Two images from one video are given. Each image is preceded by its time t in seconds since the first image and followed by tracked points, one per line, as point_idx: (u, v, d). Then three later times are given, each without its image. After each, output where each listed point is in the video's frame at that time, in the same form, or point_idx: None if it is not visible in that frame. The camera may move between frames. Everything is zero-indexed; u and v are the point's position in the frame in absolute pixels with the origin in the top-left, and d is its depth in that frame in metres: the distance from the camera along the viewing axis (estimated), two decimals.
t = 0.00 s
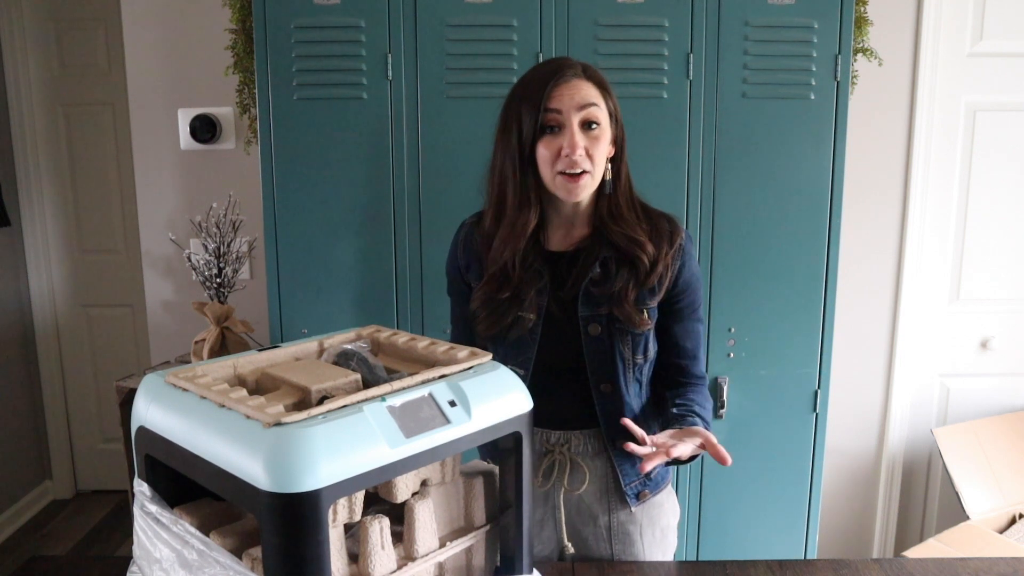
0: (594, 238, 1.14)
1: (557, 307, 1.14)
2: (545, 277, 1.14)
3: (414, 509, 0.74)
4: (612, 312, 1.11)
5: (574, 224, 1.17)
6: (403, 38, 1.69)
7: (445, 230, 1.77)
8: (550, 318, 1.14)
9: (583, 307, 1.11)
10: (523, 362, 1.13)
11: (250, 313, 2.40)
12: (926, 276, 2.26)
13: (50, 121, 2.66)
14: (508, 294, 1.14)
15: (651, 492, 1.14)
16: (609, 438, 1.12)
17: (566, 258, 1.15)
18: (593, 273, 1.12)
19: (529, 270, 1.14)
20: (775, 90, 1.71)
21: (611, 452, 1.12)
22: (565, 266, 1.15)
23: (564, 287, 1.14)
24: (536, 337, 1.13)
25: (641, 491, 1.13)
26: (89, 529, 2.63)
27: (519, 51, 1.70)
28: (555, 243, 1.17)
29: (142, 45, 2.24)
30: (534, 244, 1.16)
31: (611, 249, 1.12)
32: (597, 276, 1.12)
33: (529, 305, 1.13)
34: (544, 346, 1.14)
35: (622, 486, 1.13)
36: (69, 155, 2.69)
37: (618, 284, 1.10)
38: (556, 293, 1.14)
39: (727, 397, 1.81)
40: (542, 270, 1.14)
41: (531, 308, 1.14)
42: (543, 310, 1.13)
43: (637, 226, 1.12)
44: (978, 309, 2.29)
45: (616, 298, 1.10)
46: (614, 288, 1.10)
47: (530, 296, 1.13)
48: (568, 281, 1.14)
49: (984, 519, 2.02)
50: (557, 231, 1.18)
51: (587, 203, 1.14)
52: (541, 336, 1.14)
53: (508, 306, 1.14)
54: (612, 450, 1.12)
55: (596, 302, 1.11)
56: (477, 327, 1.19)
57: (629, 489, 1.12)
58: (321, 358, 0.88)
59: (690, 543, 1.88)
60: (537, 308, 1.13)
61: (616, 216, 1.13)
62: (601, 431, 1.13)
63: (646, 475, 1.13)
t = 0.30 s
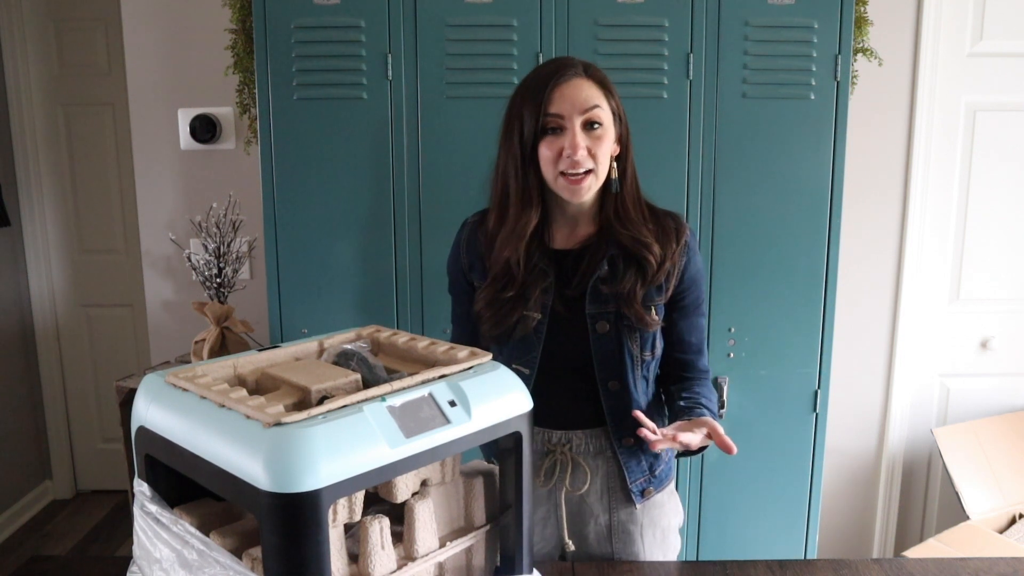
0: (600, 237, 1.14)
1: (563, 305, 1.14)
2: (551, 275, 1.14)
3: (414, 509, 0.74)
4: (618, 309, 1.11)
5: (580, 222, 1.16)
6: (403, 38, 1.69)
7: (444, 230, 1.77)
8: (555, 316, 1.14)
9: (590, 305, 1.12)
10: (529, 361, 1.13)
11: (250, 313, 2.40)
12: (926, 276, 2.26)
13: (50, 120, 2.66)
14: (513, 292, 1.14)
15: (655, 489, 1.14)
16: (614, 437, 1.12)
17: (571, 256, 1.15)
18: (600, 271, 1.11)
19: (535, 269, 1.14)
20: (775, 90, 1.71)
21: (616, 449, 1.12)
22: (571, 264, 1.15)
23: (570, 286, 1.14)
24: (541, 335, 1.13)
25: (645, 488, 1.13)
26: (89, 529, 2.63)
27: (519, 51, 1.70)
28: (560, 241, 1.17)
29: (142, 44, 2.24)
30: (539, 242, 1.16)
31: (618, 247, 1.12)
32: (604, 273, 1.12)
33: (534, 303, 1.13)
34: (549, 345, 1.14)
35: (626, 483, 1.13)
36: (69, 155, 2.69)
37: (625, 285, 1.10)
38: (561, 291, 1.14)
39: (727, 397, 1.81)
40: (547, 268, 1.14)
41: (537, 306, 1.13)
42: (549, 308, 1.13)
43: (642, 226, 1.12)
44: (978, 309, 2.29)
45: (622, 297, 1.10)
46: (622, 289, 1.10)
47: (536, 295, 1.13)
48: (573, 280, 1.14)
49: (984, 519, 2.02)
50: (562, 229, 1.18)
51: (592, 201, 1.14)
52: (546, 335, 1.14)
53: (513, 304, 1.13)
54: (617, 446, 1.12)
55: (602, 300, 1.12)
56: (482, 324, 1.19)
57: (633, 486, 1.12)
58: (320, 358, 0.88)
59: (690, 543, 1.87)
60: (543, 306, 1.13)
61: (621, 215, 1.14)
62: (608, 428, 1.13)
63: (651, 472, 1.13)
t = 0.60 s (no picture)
0: (599, 236, 1.14)
1: (562, 303, 1.14)
2: (549, 273, 1.14)
3: (414, 509, 0.74)
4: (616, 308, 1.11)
5: (579, 220, 1.16)
6: (403, 38, 1.69)
7: (445, 230, 1.77)
8: (554, 315, 1.14)
9: (587, 304, 1.12)
10: (529, 360, 1.13)
11: (250, 313, 2.40)
12: (926, 276, 2.26)
13: (50, 120, 2.66)
14: (511, 291, 1.14)
15: (654, 488, 1.14)
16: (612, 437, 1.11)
17: (570, 254, 1.15)
18: (597, 269, 1.12)
19: (534, 268, 1.15)
20: (775, 90, 1.71)
21: (614, 449, 1.12)
22: (570, 263, 1.15)
23: (568, 284, 1.14)
24: (540, 334, 1.13)
25: (643, 488, 1.13)
26: (89, 529, 2.63)
27: (519, 51, 1.70)
28: (559, 239, 1.18)
29: (142, 45, 2.24)
30: (538, 240, 1.16)
31: (616, 245, 1.12)
32: (602, 272, 1.12)
33: (533, 301, 1.13)
34: (548, 343, 1.14)
35: (624, 482, 1.13)
36: (69, 155, 2.69)
37: (620, 285, 1.10)
38: (560, 290, 1.14)
39: (727, 397, 1.81)
40: (546, 266, 1.15)
41: (536, 304, 1.13)
42: (548, 306, 1.13)
43: (641, 225, 1.12)
44: (978, 309, 2.29)
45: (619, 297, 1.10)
46: (618, 288, 1.10)
47: (534, 293, 1.13)
48: (572, 278, 1.14)
49: (984, 519, 2.02)
50: (561, 228, 1.18)
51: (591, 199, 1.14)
52: (545, 333, 1.14)
53: (512, 303, 1.14)
54: (615, 446, 1.12)
55: (599, 299, 1.12)
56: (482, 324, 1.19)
57: (630, 485, 1.12)
58: (320, 358, 0.88)
59: (690, 543, 1.87)
60: (542, 304, 1.13)
61: (619, 213, 1.13)
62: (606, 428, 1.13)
63: (648, 472, 1.13)
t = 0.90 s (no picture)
0: (599, 228, 1.14)
1: (560, 296, 1.14)
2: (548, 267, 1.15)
3: (414, 509, 0.74)
4: (614, 300, 1.11)
5: (579, 214, 1.16)
6: (403, 38, 1.69)
7: (445, 230, 1.77)
8: (553, 308, 1.14)
9: (585, 294, 1.11)
10: (528, 355, 1.13)
11: (251, 313, 2.40)
12: (926, 276, 2.26)
13: (50, 121, 2.66)
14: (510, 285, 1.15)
15: (646, 488, 1.12)
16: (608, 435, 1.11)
17: (570, 248, 1.16)
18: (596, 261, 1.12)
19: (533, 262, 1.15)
20: (775, 90, 1.71)
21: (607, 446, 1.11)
22: (569, 257, 1.16)
23: (567, 277, 1.14)
24: (539, 327, 1.14)
25: (634, 487, 1.12)
26: (89, 529, 2.63)
27: (519, 51, 1.70)
28: (560, 234, 1.18)
29: (143, 45, 2.24)
30: (539, 235, 1.17)
31: (616, 235, 1.12)
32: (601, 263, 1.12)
33: (532, 295, 1.14)
34: (547, 337, 1.14)
35: (616, 481, 1.12)
36: (69, 155, 2.69)
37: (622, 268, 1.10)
38: (559, 283, 1.14)
39: (727, 397, 1.81)
40: (546, 261, 1.15)
41: (535, 298, 1.14)
42: (546, 299, 1.14)
43: (641, 211, 1.13)
44: (977, 309, 2.29)
45: (618, 284, 1.10)
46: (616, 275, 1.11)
47: (533, 287, 1.14)
48: (571, 272, 1.14)
49: (984, 519, 2.02)
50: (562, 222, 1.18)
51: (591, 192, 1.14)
52: (544, 327, 1.14)
53: (512, 298, 1.14)
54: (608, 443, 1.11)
55: (598, 290, 1.11)
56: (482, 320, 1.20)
57: (622, 484, 1.11)
58: (321, 358, 0.88)
59: (690, 543, 1.87)
60: (540, 299, 1.14)
61: (619, 203, 1.14)
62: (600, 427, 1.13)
63: (640, 470, 1.12)
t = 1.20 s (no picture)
0: (599, 227, 1.14)
1: (557, 293, 1.15)
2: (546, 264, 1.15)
3: (414, 509, 0.74)
4: (608, 300, 1.11)
5: (580, 214, 1.16)
6: (403, 38, 1.69)
7: (445, 230, 1.77)
8: (549, 305, 1.15)
9: (579, 293, 1.12)
10: (524, 350, 1.14)
11: (250, 313, 2.40)
12: (926, 276, 2.26)
13: (50, 121, 2.66)
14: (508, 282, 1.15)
15: (636, 492, 1.12)
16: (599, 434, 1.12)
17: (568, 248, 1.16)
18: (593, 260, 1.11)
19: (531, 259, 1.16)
20: (775, 90, 1.71)
21: (599, 444, 1.12)
22: (568, 255, 1.16)
23: (564, 274, 1.15)
24: (535, 323, 1.15)
25: (625, 487, 1.12)
26: (90, 529, 2.63)
27: (519, 51, 1.70)
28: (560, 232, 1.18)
29: (143, 45, 2.24)
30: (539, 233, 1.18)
31: (616, 236, 1.11)
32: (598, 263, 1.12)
33: (528, 291, 1.15)
34: (543, 333, 1.15)
35: (606, 480, 1.13)
36: (69, 155, 2.69)
37: (622, 268, 1.09)
38: (556, 280, 1.15)
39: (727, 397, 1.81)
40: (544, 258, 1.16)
41: (532, 294, 1.15)
42: (542, 296, 1.15)
43: (642, 212, 1.12)
44: (977, 309, 2.29)
45: (614, 284, 1.10)
46: (615, 275, 1.10)
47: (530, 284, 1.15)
48: (568, 268, 1.15)
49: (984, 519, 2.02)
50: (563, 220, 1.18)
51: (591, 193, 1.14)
52: (540, 323, 1.15)
53: (509, 293, 1.15)
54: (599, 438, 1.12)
55: (593, 290, 1.11)
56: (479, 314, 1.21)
57: (611, 484, 1.12)
58: (321, 358, 0.88)
59: (690, 543, 1.87)
60: (537, 296, 1.15)
61: (619, 205, 1.13)
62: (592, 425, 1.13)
63: (632, 473, 1.11)
